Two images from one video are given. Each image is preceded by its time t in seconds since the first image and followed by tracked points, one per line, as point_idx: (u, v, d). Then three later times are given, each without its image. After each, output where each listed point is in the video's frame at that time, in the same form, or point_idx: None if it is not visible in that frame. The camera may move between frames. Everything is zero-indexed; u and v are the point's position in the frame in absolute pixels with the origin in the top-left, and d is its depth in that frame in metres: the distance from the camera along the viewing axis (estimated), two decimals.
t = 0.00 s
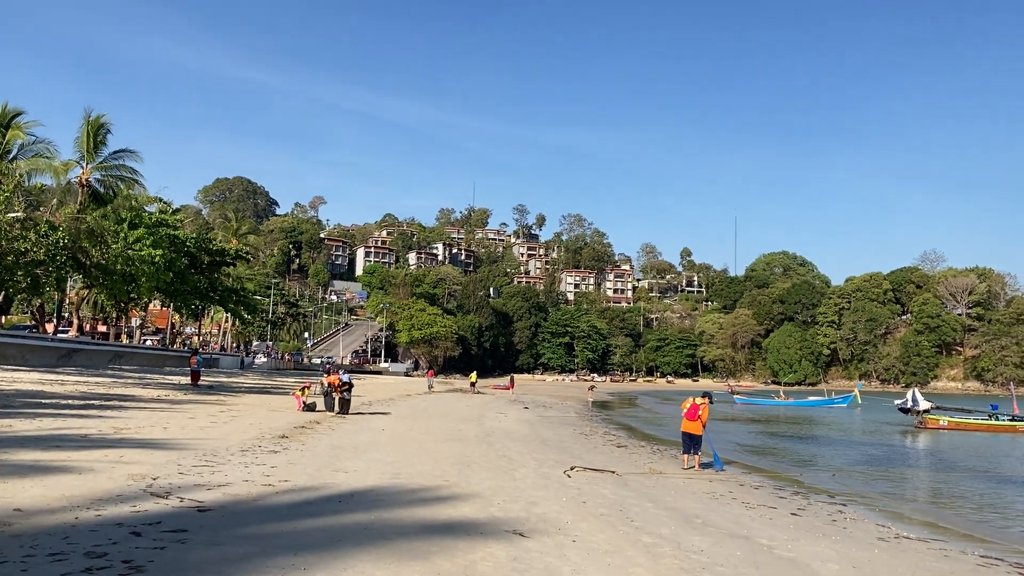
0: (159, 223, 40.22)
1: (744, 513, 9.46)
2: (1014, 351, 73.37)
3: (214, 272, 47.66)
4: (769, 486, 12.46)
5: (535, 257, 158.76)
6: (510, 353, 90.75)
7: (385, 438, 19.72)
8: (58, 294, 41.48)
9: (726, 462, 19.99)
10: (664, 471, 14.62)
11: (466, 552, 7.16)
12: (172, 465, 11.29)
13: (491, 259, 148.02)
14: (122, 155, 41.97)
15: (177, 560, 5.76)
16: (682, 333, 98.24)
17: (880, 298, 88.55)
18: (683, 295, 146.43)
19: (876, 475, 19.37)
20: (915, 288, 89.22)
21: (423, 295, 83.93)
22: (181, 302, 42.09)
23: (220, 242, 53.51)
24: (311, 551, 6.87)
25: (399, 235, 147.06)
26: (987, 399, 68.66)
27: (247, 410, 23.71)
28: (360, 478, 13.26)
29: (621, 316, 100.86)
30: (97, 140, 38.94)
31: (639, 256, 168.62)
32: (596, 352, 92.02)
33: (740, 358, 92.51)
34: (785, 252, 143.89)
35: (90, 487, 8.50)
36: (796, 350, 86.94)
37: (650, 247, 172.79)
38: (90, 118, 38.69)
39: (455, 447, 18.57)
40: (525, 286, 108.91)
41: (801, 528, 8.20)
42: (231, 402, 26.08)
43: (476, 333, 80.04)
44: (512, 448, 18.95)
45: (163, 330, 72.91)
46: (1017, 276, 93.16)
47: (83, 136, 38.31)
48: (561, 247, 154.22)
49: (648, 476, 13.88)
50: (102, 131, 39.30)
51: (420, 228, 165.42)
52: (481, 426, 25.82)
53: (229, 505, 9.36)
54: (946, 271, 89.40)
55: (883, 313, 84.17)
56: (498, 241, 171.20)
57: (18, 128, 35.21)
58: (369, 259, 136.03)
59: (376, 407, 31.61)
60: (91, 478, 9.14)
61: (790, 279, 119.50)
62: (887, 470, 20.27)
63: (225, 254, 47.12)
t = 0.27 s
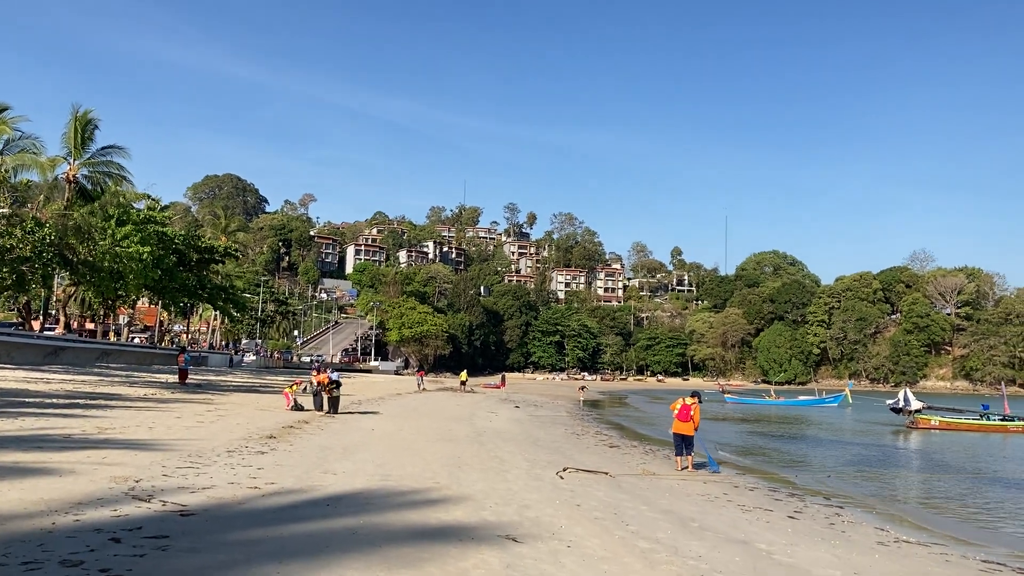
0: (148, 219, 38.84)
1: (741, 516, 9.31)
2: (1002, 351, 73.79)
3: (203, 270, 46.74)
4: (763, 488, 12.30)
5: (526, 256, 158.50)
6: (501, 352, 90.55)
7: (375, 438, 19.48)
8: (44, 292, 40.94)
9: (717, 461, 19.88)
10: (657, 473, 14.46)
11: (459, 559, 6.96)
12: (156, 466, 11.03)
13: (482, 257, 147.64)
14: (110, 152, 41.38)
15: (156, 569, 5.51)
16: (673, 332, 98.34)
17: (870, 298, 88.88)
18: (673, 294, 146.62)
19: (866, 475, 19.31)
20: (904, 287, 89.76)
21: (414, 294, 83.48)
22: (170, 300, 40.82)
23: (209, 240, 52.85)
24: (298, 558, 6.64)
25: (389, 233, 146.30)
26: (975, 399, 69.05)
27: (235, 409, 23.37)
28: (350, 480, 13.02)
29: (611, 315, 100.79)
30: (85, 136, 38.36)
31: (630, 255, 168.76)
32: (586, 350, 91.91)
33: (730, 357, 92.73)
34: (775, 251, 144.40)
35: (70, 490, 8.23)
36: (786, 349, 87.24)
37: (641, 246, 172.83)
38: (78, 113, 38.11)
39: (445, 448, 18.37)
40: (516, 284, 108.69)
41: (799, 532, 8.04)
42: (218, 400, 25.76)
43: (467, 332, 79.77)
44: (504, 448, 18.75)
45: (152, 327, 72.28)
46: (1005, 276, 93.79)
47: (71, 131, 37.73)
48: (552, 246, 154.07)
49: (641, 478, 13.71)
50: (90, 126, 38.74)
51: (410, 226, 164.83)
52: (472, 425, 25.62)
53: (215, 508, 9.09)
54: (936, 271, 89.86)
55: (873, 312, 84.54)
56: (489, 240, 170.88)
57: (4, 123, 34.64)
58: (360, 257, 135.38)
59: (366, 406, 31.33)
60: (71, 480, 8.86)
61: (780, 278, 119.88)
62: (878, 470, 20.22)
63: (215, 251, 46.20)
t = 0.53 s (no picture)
0: (133, 216, 37.97)
1: (735, 514, 9.21)
2: (984, 350, 74.58)
3: (188, 267, 46.05)
4: (755, 486, 12.23)
5: (513, 254, 158.33)
6: (488, 350, 90.37)
7: (362, 436, 19.24)
8: (26, 288, 40.18)
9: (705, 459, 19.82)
10: (648, 471, 14.35)
11: (451, 560, 6.79)
12: (138, 465, 10.75)
13: (469, 255, 147.22)
14: (94, 147, 40.65)
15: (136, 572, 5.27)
16: (659, 329, 98.62)
17: (855, 296, 89.52)
18: (660, 292, 147.08)
19: (853, 472, 19.32)
20: (889, 286, 90.46)
21: (401, 291, 83.03)
22: (154, 297, 40.10)
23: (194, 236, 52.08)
24: (286, 560, 6.43)
25: (376, 231, 145.48)
26: (958, 396, 69.76)
27: (220, 407, 23.04)
28: (337, 479, 12.81)
29: (598, 313, 100.89)
30: (69, 131, 37.65)
31: (616, 253, 169.11)
32: (573, 348, 91.89)
33: (716, 355, 93.21)
34: (760, 250, 145.22)
35: (47, 489, 7.94)
36: (771, 347, 87.86)
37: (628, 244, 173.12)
38: (62, 108, 37.42)
39: (434, 446, 18.18)
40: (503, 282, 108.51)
41: (795, 530, 7.92)
42: (203, 398, 25.39)
43: (453, 330, 79.52)
44: (493, 446, 18.58)
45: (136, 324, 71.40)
46: (987, 275, 94.91)
47: (54, 126, 37.02)
48: (540, 244, 154.00)
49: (632, 477, 13.61)
50: (74, 122, 38.05)
51: (397, 223, 164.10)
52: (460, 423, 25.42)
53: (198, 508, 8.84)
54: (920, 270, 90.67)
55: (858, 311, 85.22)
56: (476, 238, 170.55)
57: None
58: (346, 255, 134.60)
59: (353, 404, 31.03)
60: (49, 479, 8.57)
61: (765, 276, 120.61)
62: (864, 467, 20.26)
63: (200, 248, 45.50)
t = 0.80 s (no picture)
0: (113, 213, 37.51)
1: (723, 518, 9.10)
2: (965, 350, 75.40)
3: (169, 265, 45.43)
4: (744, 488, 12.13)
5: (497, 254, 158.00)
6: (472, 349, 90.07)
7: (345, 437, 18.95)
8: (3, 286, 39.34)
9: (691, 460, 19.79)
10: (636, 473, 14.23)
11: (438, 568, 6.58)
12: (112, 468, 10.41)
13: (454, 255, 146.59)
14: (74, 143, 39.80)
15: None
16: (643, 329, 98.87)
17: (838, 297, 90.14)
18: (644, 292, 147.48)
19: (837, 473, 19.36)
20: (871, 287, 90.90)
21: (385, 291, 82.47)
22: (134, 295, 39.58)
23: (175, 234, 51.23)
24: (263, 570, 6.16)
25: (359, 230, 144.48)
26: (939, 396, 70.46)
27: (200, 407, 22.62)
28: (320, 482, 12.53)
29: (583, 312, 100.85)
30: (47, 127, 36.84)
31: (600, 253, 169.37)
32: (557, 348, 91.76)
33: (700, 355, 93.58)
34: (744, 251, 146.09)
35: (16, 494, 7.60)
36: (755, 347, 88.46)
37: (612, 244, 173.37)
38: (40, 103, 36.60)
39: (418, 447, 17.94)
40: (487, 282, 108.16)
41: (787, 535, 7.79)
42: (184, 398, 24.92)
43: (438, 329, 79.15)
44: (478, 447, 18.37)
45: (116, 323, 70.30)
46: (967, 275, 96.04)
47: (32, 122, 36.22)
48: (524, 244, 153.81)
49: (619, 479, 13.47)
50: (52, 118, 37.27)
51: (381, 222, 163.22)
52: (445, 423, 25.18)
53: (175, 514, 8.52)
54: (902, 271, 91.54)
55: (841, 311, 85.93)
56: (460, 237, 170.03)
57: None
58: (330, 254, 133.52)
59: (336, 404, 30.70)
60: (19, 484, 8.25)
61: (748, 277, 121.36)
62: (849, 468, 20.30)
63: (182, 246, 44.94)
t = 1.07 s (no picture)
0: (89, 207, 36.77)
1: (707, 515, 8.94)
2: (943, 348, 76.27)
3: (147, 260, 44.62)
4: (728, 485, 12.05)
5: (479, 250, 157.60)
6: (453, 346, 89.65)
7: (325, 434, 18.62)
8: None
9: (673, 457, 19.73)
10: (619, 470, 14.08)
11: (418, 569, 6.37)
12: (81, 465, 10.05)
13: (435, 251, 145.84)
14: (51, 137, 38.78)
15: None
16: (624, 326, 99.16)
17: (818, 294, 90.98)
18: (625, 289, 147.92)
19: (818, 470, 19.41)
20: (850, 285, 92.25)
21: (366, 287, 81.73)
22: (111, 291, 38.80)
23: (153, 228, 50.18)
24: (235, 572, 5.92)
25: (340, 225, 143.37)
26: (916, 393, 71.30)
27: (175, 402, 22.15)
28: (297, 480, 12.24)
29: (564, 309, 100.81)
30: (23, 119, 35.85)
31: (582, 250, 169.62)
32: (539, 345, 91.67)
33: (680, 352, 94.08)
34: (724, 248, 147.14)
35: None
36: (735, 344, 89.11)
37: (594, 241, 173.59)
38: (16, 95, 35.64)
39: (398, 444, 17.67)
40: (469, 278, 107.78)
41: (772, 533, 7.66)
42: (160, 393, 24.41)
43: (419, 325, 78.66)
44: (459, 444, 18.13)
45: (93, 318, 69.02)
46: (944, 273, 97.33)
47: (7, 114, 35.22)
48: (506, 240, 153.61)
49: (602, 476, 13.32)
50: (28, 110, 36.30)
51: (362, 218, 161.97)
52: (426, 420, 24.88)
53: (144, 512, 8.20)
54: (881, 269, 92.52)
55: (820, 309, 86.77)
56: (442, 234, 169.37)
57: None
58: (310, 250, 132.19)
59: (316, 400, 30.29)
60: None
61: (729, 274, 122.20)
62: (830, 465, 20.35)
63: (160, 241, 44.17)
